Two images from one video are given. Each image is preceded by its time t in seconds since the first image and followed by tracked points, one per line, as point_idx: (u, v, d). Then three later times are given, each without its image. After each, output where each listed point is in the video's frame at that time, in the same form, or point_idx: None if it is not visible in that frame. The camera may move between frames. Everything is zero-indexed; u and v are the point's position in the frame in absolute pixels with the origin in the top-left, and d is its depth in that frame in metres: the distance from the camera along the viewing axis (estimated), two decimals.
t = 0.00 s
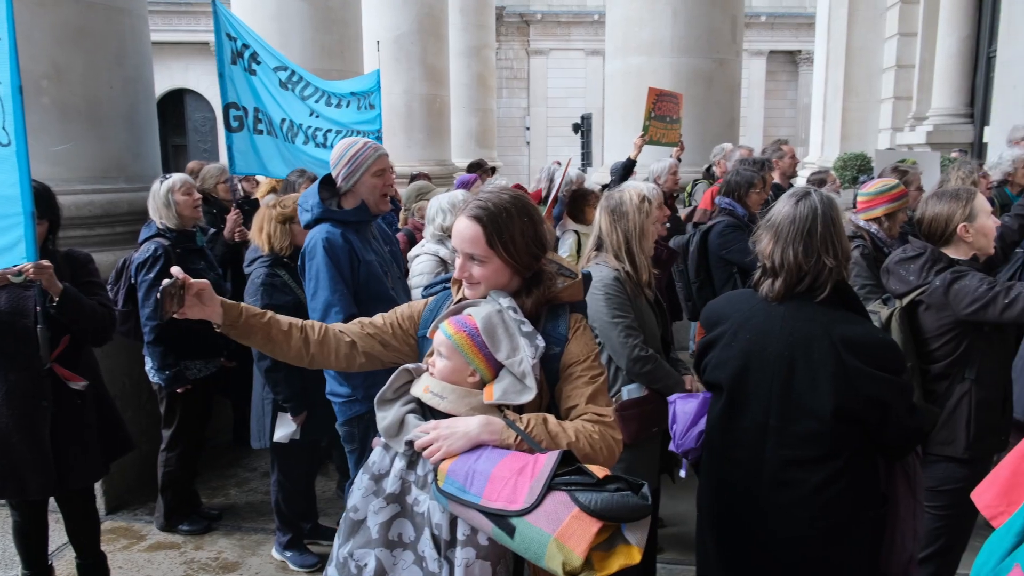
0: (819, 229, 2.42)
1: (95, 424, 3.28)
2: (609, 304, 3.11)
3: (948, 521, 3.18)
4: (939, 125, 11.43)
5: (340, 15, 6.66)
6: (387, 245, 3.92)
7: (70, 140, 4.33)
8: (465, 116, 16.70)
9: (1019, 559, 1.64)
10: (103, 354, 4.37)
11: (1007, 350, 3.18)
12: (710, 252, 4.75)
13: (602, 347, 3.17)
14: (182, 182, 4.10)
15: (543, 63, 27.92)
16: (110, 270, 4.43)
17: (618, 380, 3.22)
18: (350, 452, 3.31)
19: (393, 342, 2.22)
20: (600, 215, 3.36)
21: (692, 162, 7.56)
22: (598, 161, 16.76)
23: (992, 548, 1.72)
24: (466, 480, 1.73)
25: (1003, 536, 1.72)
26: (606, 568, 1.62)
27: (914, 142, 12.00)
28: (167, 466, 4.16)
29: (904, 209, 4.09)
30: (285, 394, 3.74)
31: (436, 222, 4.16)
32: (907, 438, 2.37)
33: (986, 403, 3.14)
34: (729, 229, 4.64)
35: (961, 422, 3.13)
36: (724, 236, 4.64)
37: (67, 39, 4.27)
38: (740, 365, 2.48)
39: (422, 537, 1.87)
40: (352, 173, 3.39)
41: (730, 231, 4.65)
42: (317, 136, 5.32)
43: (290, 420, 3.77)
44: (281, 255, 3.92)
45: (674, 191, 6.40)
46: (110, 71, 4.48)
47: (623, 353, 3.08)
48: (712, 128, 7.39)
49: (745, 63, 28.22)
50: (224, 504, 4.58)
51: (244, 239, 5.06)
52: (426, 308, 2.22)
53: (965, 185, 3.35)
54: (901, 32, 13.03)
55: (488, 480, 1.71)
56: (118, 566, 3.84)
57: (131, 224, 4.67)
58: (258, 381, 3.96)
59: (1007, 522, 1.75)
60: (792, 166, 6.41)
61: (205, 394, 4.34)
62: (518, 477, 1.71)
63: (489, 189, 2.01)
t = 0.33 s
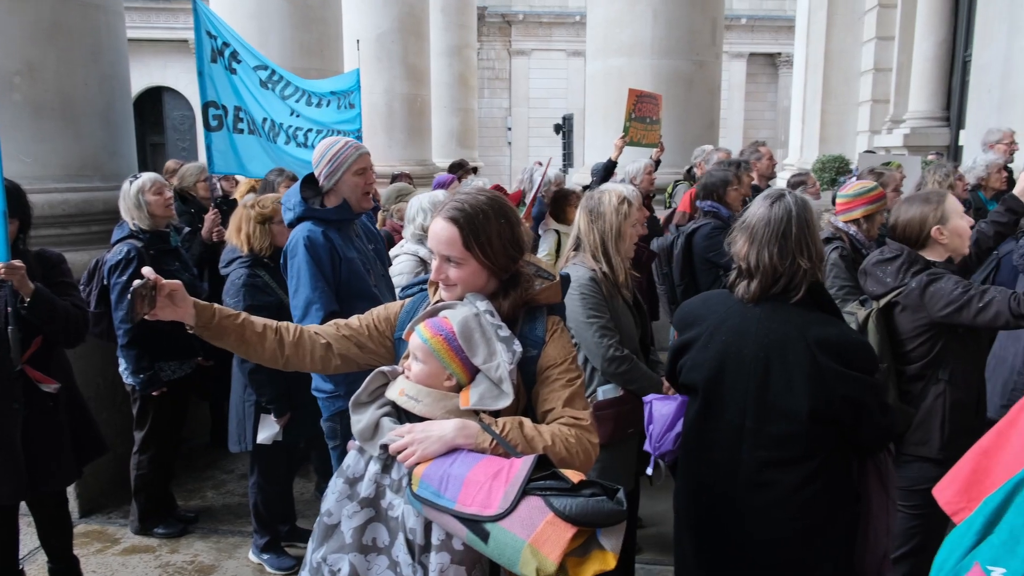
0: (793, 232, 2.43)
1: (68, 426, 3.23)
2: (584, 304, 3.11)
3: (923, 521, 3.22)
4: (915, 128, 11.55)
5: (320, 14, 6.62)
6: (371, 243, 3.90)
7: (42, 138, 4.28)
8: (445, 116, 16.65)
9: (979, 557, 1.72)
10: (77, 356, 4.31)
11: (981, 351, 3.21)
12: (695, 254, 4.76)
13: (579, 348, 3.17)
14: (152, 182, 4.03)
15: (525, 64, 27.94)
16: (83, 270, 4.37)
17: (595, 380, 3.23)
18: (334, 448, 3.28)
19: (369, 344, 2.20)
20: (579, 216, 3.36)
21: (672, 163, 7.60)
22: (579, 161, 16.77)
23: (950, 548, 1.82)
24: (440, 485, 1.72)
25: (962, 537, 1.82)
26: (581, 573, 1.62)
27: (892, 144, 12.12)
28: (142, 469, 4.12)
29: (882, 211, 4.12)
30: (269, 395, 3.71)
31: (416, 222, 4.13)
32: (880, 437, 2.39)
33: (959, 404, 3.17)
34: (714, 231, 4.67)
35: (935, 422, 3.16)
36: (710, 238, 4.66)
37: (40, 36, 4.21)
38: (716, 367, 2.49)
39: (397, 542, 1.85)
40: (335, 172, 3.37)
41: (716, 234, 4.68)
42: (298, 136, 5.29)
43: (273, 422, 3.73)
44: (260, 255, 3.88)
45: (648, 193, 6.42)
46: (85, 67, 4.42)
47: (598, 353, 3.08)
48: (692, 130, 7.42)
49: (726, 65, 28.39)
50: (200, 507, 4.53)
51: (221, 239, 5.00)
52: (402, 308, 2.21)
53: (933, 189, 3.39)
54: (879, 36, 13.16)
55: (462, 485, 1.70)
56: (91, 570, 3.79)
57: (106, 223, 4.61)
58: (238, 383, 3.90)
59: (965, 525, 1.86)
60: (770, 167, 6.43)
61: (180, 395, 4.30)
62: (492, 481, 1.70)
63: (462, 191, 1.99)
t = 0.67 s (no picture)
0: (749, 233, 2.46)
1: (28, 429, 3.17)
2: (554, 305, 3.10)
3: (888, 520, 3.26)
4: (884, 132, 11.70)
5: (291, 12, 6.57)
6: (349, 243, 3.88)
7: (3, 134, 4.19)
8: (418, 116, 16.57)
9: (934, 543, 1.67)
10: (38, 358, 4.22)
11: (945, 349, 3.27)
12: (668, 257, 4.79)
13: (548, 349, 3.18)
14: (115, 180, 3.97)
15: (498, 65, 27.95)
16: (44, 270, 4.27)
17: (564, 381, 3.21)
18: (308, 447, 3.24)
19: (337, 351, 2.17)
20: (550, 218, 3.36)
21: (644, 165, 7.63)
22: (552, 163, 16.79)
23: (902, 538, 1.74)
24: (407, 493, 1.72)
25: (912, 525, 1.73)
26: None
27: (860, 148, 12.28)
28: (105, 473, 4.04)
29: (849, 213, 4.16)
30: (241, 397, 3.67)
31: (386, 222, 4.08)
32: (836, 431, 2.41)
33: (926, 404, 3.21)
34: (686, 233, 4.72)
35: (903, 422, 3.19)
36: (682, 239, 4.71)
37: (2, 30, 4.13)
38: (677, 364, 2.51)
39: (361, 550, 1.84)
40: (309, 172, 3.34)
41: (689, 235, 4.72)
42: (270, 135, 5.24)
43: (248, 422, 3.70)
44: (230, 255, 3.82)
45: (617, 195, 6.43)
46: (48, 63, 4.34)
47: (567, 354, 3.08)
48: (663, 133, 7.46)
49: (697, 68, 28.62)
50: (166, 511, 4.46)
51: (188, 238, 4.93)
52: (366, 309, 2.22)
53: (884, 194, 3.44)
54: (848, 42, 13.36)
55: (428, 494, 1.70)
56: None
57: (69, 222, 4.52)
58: (207, 385, 3.82)
59: (912, 511, 1.77)
60: (739, 170, 6.47)
61: (144, 398, 4.23)
62: (458, 490, 1.69)
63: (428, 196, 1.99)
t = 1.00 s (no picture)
0: (683, 228, 2.50)
1: None
2: (521, 306, 3.10)
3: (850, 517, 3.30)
4: (845, 135, 11.90)
5: (255, 11, 6.49)
6: (321, 242, 3.84)
7: None
8: (385, 116, 16.49)
9: (856, 494, 1.57)
10: None
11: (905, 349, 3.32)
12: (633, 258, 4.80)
13: (515, 350, 3.17)
14: (66, 179, 3.90)
15: (466, 65, 27.94)
16: None
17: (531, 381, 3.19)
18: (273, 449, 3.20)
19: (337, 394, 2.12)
20: (514, 219, 3.36)
21: (610, 167, 7.66)
22: (520, 163, 16.83)
23: (822, 497, 1.65)
24: (395, 511, 1.69)
25: (829, 484, 1.64)
26: None
27: (823, 151, 12.48)
28: (60, 479, 3.95)
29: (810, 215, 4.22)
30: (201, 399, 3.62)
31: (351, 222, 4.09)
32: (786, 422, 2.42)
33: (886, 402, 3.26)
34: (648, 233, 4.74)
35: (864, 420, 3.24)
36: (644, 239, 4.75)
37: None
38: (630, 358, 2.54)
39: (336, 569, 1.82)
40: (282, 170, 3.29)
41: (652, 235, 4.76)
42: (234, 134, 5.16)
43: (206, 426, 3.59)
44: (191, 255, 3.76)
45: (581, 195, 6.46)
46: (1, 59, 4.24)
47: (533, 355, 3.08)
48: (629, 134, 7.50)
49: (664, 71, 28.87)
50: (125, 517, 4.38)
51: (148, 239, 4.85)
52: (328, 324, 2.13)
53: (851, 195, 3.48)
54: (810, 45, 13.58)
55: (419, 512, 1.67)
56: None
57: (23, 222, 4.42)
58: (167, 387, 3.78)
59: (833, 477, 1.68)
60: (704, 171, 6.52)
61: (100, 402, 4.14)
62: (449, 509, 1.67)
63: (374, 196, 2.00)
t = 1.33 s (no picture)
0: (636, 225, 2.52)
1: None
2: (484, 307, 3.10)
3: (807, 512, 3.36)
4: (805, 137, 12.09)
5: (214, 9, 6.40)
6: (285, 242, 3.80)
7: None
8: (348, 116, 16.36)
9: (776, 460, 1.93)
10: None
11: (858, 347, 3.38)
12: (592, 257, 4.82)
13: (478, 350, 3.16)
14: (18, 180, 3.82)
15: (430, 66, 27.87)
16: None
17: (494, 382, 3.18)
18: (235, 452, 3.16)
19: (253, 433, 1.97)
20: (475, 220, 3.35)
21: (573, 168, 7.70)
22: (484, 164, 16.82)
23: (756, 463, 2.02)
24: (407, 528, 1.66)
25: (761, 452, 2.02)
26: None
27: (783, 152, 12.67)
28: (11, 486, 3.86)
29: (768, 216, 4.28)
30: (158, 404, 3.54)
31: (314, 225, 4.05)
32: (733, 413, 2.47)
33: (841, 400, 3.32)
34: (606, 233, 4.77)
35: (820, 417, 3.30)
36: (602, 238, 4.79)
37: None
38: (581, 349, 2.57)
39: None
40: (246, 167, 3.25)
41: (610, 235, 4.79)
42: (191, 135, 5.09)
43: (163, 432, 3.57)
44: (147, 257, 3.69)
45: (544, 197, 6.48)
46: None
47: (498, 355, 3.08)
48: (591, 135, 7.54)
49: (628, 73, 29.09)
50: (81, 524, 4.29)
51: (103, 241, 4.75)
52: (266, 340, 2.01)
53: (806, 197, 3.55)
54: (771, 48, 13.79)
55: (436, 525, 1.65)
56: None
57: None
58: (124, 391, 3.71)
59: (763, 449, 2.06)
60: (666, 172, 6.58)
61: (54, 408, 4.05)
62: (463, 518, 1.65)
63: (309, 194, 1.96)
